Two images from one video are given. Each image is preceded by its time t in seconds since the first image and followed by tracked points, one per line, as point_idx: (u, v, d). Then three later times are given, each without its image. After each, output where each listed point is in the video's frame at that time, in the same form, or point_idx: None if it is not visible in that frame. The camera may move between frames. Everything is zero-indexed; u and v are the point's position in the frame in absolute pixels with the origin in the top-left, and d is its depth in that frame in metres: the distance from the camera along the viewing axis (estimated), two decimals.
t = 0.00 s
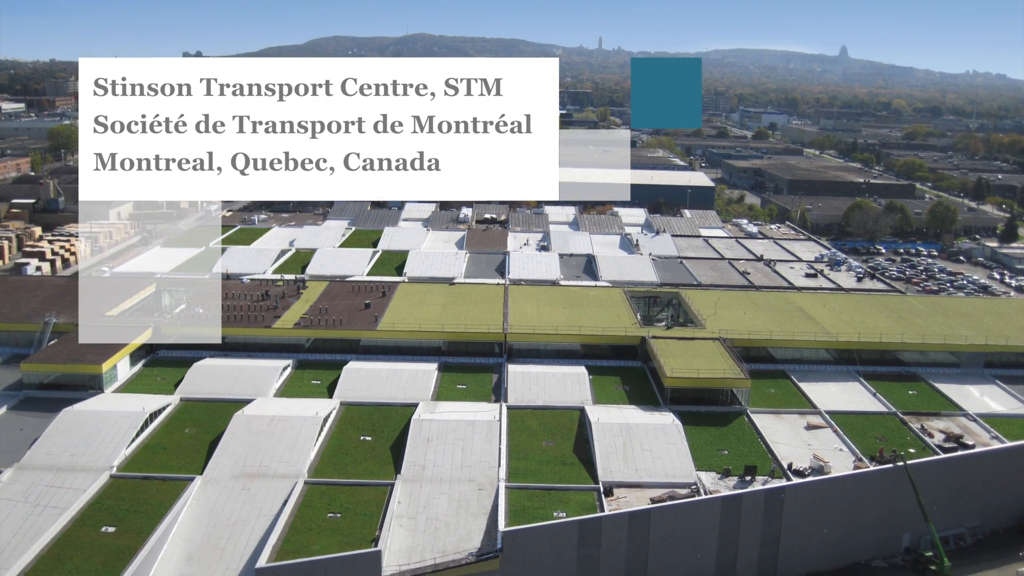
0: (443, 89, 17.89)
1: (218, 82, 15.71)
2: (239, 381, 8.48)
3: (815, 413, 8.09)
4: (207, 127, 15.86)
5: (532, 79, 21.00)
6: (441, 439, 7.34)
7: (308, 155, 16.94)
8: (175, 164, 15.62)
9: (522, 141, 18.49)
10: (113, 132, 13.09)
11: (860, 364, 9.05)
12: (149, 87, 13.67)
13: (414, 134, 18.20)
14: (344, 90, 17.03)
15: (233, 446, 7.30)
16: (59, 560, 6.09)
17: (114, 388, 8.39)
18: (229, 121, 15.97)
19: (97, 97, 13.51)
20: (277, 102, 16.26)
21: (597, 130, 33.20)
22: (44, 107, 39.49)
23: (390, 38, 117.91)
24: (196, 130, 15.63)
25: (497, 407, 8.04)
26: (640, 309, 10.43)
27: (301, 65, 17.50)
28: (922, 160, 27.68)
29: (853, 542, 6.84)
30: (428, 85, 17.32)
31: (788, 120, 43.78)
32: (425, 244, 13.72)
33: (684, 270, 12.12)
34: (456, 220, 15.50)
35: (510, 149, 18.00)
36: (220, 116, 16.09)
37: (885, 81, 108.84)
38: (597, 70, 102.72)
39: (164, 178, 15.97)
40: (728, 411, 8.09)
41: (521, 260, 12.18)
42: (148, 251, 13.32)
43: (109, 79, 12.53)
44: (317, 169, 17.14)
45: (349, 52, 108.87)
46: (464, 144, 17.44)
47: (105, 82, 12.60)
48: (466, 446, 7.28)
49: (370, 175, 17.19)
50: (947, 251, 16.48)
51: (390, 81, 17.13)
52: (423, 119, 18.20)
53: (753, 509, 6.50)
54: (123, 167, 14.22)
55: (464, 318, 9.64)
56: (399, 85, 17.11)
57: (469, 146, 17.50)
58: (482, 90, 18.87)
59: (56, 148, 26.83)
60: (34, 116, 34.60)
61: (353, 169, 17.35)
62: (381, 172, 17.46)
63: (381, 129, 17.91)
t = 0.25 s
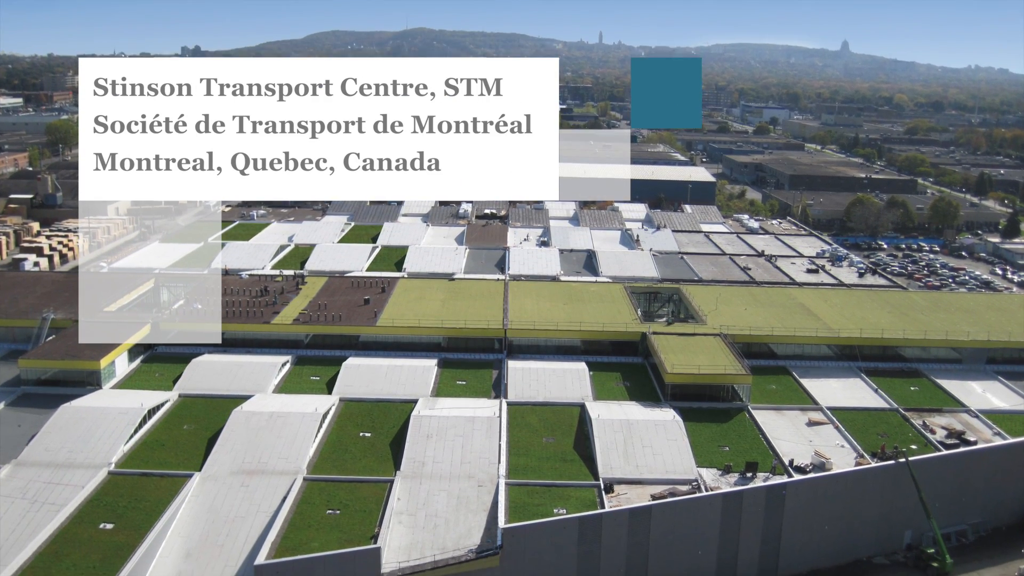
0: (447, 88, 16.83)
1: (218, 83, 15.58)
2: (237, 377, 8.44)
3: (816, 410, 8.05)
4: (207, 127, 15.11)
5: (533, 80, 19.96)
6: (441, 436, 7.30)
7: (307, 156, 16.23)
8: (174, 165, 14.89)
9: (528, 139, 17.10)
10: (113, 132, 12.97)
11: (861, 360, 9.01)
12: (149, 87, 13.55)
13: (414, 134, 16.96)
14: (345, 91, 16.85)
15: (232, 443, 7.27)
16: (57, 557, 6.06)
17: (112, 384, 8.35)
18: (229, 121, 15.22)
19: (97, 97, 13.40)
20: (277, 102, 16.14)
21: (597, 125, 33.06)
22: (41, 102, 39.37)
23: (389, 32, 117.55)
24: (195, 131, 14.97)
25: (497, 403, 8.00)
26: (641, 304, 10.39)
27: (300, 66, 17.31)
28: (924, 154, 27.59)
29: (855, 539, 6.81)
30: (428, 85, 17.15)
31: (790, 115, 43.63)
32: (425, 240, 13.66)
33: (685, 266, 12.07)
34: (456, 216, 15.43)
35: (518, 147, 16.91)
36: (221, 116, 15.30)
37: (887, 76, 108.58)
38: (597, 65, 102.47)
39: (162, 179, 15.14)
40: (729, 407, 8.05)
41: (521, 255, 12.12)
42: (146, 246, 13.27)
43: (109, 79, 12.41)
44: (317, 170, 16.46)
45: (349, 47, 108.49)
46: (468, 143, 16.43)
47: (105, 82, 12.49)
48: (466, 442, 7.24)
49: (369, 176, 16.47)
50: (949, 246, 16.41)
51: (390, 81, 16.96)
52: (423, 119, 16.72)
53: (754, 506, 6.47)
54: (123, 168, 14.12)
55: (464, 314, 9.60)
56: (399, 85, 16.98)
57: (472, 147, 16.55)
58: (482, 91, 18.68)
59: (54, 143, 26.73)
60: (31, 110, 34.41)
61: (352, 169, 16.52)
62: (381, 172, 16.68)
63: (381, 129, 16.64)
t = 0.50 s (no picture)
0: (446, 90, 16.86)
1: (218, 83, 15.52)
2: (236, 373, 8.41)
3: (817, 406, 8.02)
4: (207, 127, 15.14)
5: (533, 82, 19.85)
6: (440, 432, 7.27)
7: (307, 155, 16.14)
8: (174, 165, 14.84)
9: (526, 140, 17.28)
10: (113, 132, 12.92)
11: (863, 355, 8.97)
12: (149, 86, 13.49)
13: (414, 134, 17.16)
14: (345, 92, 16.84)
15: (231, 439, 7.23)
16: (55, 553, 6.04)
17: (110, 380, 8.32)
18: (229, 121, 15.34)
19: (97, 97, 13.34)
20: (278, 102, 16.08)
21: (597, 119, 32.98)
22: (39, 97, 39.29)
23: (389, 27, 116.76)
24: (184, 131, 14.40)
25: (497, 399, 7.97)
26: (641, 300, 10.35)
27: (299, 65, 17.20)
28: (926, 150, 27.52)
29: (856, 536, 6.77)
30: (428, 86, 17.06)
31: (791, 109, 43.55)
32: (424, 236, 13.61)
33: (686, 261, 12.02)
34: (456, 211, 15.39)
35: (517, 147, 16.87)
36: (221, 116, 15.36)
37: (888, 70, 108.47)
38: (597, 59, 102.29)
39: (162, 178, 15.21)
40: (730, 403, 8.02)
41: (521, 251, 12.08)
42: (145, 242, 13.23)
43: (110, 79, 12.34)
44: (317, 170, 16.23)
45: (348, 41, 108.26)
46: (467, 143, 16.29)
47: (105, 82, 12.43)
48: (466, 439, 7.21)
49: (369, 175, 16.08)
50: (951, 242, 16.37)
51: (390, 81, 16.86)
52: (423, 119, 17.13)
53: (755, 503, 6.43)
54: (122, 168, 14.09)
55: (464, 309, 9.56)
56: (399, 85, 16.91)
57: (475, 146, 16.41)
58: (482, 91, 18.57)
59: (52, 138, 26.65)
60: (29, 105, 34.31)
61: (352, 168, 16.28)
62: (381, 172, 16.40)
63: (382, 129, 16.93)
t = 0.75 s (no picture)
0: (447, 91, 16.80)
1: (219, 83, 15.45)
2: (235, 368, 8.37)
3: (819, 402, 7.98)
4: (207, 126, 15.06)
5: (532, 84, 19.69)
6: (440, 429, 7.23)
7: (307, 154, 15.82)
8: (175, 165, 14.70)
9: (524, 140, 17.28)
10: (113, 132, 12.85)
11: (864, 351, 8.93)
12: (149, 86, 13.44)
13: (413, 134, 17.13)
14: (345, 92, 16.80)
15: (229, 435, 7.19)
16: (53, 550, 6.00)
17: (109, 376, 8.28)
18: (229, 120, 15.19)
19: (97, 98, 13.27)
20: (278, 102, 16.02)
21: (598, 114, 32.90)
22: (37, 92, 39.18)
23: (389, 21, 116.50)
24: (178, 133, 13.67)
25: (497, 395, 7.93)
26: (642, 296, 10.31)
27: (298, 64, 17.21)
28: (928, 145, 27.47)
29: (858, 532, 6.74)
30: (428, 86, 16.97)
31: (792, 104, 43.45)
32: (424, 231, 13.56)
33: (686, 257, 11.98)
34: (456, 206, 15.35)
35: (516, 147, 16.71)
36: (221, 116, 15.30)
37: (889, 64, 108.30)
38: (598, 54, 102.08)
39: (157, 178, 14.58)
40: (731, 400, 7.98)
41: (521, 246, 12.04)
42: (143, 237, 13.20)
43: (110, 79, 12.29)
44: (317, 170, 15.83)
45: (347, 36, 107.99)
46: (468, 142, 16.15)
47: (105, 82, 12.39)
48: (466, 435, 7.17)
49: (369, 175, 15.84)
50: (953, 237, 16.33)
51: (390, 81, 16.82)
52: (423, 119, 17.09)
53: (756, 499, 6.40)
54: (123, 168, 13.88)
55: (464, 305, 9.52)
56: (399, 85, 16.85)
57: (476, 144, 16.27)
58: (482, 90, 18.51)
59: (50, 133, 26.57)
60: (27, 100, 34.19)
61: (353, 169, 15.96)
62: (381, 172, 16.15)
63: (382, 129, 16.91)
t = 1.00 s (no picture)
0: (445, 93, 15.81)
1: (219, 83, 15.35)
2: (234, 364, 8.33)
3: (820, 398, 7.94)
4: (207, 127, 14.58)
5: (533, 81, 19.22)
6: (440, 425, 7.20)
7: (307, 154, 15.15)
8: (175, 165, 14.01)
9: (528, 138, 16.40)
10: (113, 132, 12.78)
11: (866, 347, 8.89)
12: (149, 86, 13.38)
13: (413, 134, 16.38)
14: (345, 92, 16.75)
15: (228, 431, 7.16)
16: (50, 547, 5.97)
17: (107, 372, 8.25)
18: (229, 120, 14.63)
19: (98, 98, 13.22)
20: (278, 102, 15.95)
21: (598, 109, 32.79)
22: (35, 86, 39.09)
23: (389, 16, 116.24)
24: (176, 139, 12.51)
25: (497, 391, 7.90)
26: (643, 292, 10.26)
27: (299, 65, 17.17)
28: (930, 139, 27.39)
29: (860, 529, 6.71)
30: (428, 86, 16.92)
31: (793, 99, 43.34)
32: (423, 226, 13.50)
33: (687, 252, 11.93)
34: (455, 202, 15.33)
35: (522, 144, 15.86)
36: (221, 116, 14.82)
37: (891, 58, 108.05)
38: (598, 49, 101.86)
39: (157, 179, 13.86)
40: (732, 395, 7.95)
41: (521, 242, 11.99)
42: (141, 232, 13.15)
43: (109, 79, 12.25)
44: (317, 170, 15.21)
45: (347, 31, 107.78)
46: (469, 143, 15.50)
47: (105, 82, 12.33)
48: (466, 431, 7.13)
49: (370, 175, 15.12)
50: (955, 233, 16.28)
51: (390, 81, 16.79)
52: (423, 119, 16.50)
53: (757, 496, 6.37)
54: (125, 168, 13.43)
55: (463, 301, 9.48)
56: (399, 85, 16.79)
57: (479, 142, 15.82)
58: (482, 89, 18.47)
59: (48, 128, 26.50)
60: (25, 95, 34.10)
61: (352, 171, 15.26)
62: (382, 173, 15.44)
63: (381, 129, 16.19)
